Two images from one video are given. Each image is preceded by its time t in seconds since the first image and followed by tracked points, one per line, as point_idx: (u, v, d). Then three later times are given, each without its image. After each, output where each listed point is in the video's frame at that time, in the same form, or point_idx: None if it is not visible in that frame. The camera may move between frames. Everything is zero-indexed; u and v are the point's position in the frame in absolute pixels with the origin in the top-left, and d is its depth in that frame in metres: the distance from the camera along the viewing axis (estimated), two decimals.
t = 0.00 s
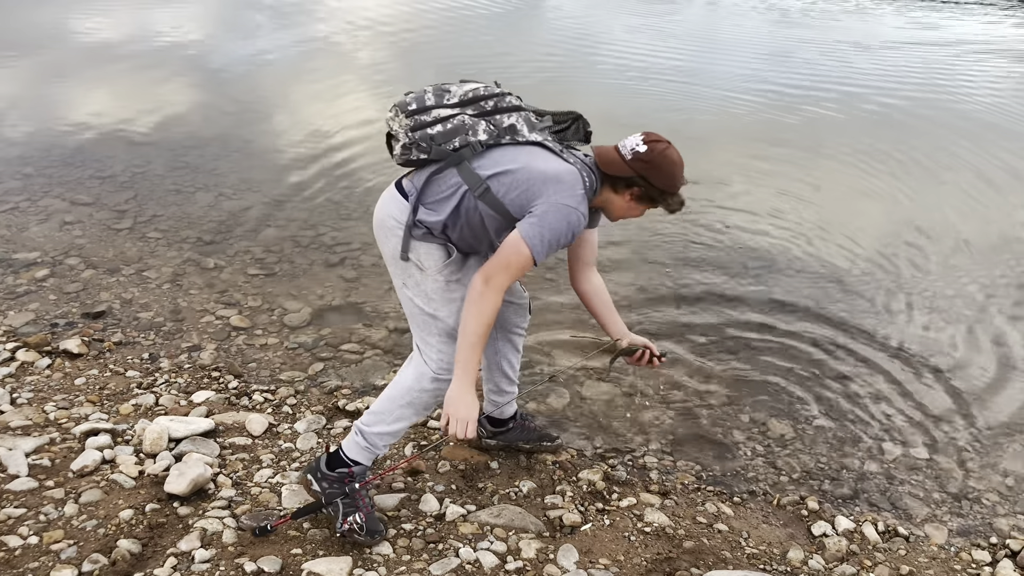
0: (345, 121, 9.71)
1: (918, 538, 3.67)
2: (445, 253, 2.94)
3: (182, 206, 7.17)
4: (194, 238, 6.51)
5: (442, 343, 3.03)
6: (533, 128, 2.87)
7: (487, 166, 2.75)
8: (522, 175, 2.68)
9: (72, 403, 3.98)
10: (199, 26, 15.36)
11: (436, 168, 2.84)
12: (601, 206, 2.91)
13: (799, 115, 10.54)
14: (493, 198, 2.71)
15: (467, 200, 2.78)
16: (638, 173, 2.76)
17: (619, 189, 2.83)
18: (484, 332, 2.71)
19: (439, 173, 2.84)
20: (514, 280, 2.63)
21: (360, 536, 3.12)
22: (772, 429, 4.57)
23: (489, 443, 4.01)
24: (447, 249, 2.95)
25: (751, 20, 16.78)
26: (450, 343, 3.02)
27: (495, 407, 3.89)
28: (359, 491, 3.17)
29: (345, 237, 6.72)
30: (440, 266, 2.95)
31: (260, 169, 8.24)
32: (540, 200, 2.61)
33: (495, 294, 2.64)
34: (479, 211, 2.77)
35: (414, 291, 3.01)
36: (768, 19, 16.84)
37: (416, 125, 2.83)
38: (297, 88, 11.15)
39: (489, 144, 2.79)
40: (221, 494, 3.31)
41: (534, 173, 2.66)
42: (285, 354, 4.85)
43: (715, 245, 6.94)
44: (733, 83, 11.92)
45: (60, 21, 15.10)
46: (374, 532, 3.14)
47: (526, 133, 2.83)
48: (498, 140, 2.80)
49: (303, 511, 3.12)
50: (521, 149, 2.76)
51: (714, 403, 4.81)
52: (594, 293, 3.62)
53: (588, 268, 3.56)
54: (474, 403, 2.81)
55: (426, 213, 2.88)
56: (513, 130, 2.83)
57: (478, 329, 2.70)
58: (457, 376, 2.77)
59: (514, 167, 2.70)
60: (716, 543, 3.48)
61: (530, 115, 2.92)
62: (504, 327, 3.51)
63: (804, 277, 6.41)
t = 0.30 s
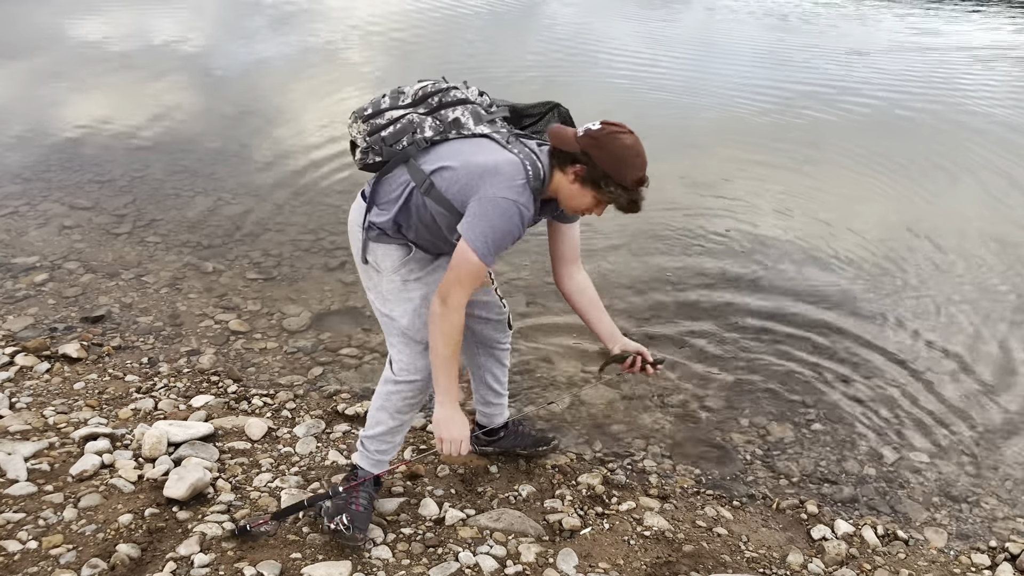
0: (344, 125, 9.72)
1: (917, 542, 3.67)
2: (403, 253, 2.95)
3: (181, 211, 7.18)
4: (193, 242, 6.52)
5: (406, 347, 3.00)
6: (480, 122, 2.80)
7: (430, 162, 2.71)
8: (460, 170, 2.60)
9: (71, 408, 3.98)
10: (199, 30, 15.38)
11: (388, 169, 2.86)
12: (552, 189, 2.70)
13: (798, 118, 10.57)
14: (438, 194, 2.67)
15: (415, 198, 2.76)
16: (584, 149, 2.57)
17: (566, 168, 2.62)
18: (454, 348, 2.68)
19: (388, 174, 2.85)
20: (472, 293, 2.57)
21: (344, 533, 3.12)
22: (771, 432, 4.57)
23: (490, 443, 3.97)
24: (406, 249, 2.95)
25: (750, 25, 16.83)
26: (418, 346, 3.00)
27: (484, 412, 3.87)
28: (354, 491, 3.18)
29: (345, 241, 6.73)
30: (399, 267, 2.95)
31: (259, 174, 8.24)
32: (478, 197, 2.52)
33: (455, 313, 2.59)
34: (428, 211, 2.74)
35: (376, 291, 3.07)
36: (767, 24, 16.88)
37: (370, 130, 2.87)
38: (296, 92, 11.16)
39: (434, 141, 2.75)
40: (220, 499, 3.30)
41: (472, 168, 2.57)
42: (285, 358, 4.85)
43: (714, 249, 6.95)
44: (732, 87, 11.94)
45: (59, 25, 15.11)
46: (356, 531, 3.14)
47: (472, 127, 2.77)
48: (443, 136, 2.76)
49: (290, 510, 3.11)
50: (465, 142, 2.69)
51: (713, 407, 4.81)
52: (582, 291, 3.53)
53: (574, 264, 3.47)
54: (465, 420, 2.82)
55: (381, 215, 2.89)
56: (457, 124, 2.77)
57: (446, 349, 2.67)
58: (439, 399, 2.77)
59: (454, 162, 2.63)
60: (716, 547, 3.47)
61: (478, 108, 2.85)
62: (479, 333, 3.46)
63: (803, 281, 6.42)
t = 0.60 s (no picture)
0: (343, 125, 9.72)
1: (916, 542, 3.68)
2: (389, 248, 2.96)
3: (181, 211, 7.18)
4: (193, 242, 6.52)
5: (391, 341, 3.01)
6: (457, 123, 2.75)
7: (405, 161, 2.72)
8: (427, 172, 2.59)
9: (71, 407, 3.98)
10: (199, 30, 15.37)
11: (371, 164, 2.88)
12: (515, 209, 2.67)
13: (797, 119, 10.57)
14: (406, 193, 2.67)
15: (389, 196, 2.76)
16: (546, 172, 2.53)
17: (528, 189, 2.59)
18: (416, 349, 2.68)
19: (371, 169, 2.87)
20: (428, 297, 2.56)
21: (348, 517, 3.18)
22: (770, 433, 4.58)
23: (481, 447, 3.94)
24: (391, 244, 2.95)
25: (750, 26, 16.84)
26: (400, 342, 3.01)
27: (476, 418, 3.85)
28: (357, 480, 3.25)
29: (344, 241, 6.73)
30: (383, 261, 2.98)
31: (259, 174, 8.25)
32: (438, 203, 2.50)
33: (411, 315, 2.58)
34: (398, 208, 2.75)
35: (366, 285, 3.08)
36: (767, 26, 16.89)
37: (361, 123, 2.92)
38: (296, 92, 11.17)
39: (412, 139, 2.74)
40: (220, 498, 3.31)
41: (436, 172, 2.56)
42: (284, 357, 4.85)
43: (713, 250, 6.96)
44: (732, 88, 11.95)
45: (59, 25, 15.12)
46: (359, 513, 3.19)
47: (449, 128, 2.73)
48: (421, 135, 2.74)
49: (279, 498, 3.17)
50: (439, 145, 2.67)
51: (712, 407, 4.82)
52: (552, 300, 3.45)
53: (546, 272, 3.41)
54: (444, 417, 2.81)
55: (362, 211, 2.90)
56: (434, 125, 2.75)
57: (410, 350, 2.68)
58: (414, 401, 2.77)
59: (422, 164, 2.62)
60: (715, 547, 3.48)
61: (460, 109, 2.80)
62: (465, 334, 3.42)
63: (801, 281, 6.42)
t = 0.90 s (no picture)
0: (346, 123, 9.72)
1: (918, 542, 3.67)
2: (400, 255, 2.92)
3: (183, 208, 7.18)
4: (196, 240, 6.52)
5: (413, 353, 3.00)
6: (449, 108, 2.73)
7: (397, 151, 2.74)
8: (411, 153, 2.61)
9: (73, 404, 3.99)
10: (201, 28, 15.37)
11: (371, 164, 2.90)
12: (507, 184, 2.65)
13: (800, 118, 10.55)
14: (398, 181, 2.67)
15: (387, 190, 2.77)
16: (533, 144, 2.47)
17: (516, 164, 2.55)
18: (390, 308, 2.65)
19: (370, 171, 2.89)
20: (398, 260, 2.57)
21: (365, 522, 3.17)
22: (772, 432, 4.57)
23: (484, 446, 3.93)
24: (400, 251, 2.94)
25: (753, 26, 16.82)
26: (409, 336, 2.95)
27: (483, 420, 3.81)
28: (374, 484, 3.23)
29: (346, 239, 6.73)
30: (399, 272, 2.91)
31: (262, 172, 8.25)
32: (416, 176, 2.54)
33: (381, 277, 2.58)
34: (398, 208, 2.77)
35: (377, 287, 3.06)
36: (770, 26, 16.87)
37: (364, 126, 2.96)
38: (299, 90, 11.17)
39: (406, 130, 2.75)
40: (222, 496, 3.31)
41: (420, 151, 2.58)
42: (287, 355, 4.86)
43: (715, 249, 6.95)
44: (735, 87, 11.94)
45: (62, 22, 15.12)
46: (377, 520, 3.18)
47: (441, 114, 2.72)
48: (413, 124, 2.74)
49: (285, 463, 3.45)
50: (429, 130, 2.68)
51: (714, 406, 4.81)
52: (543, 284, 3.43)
53: (539, 257, 3.38)
54: (424, 373, 2.79)
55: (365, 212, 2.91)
56: (427, 112, 2.73)
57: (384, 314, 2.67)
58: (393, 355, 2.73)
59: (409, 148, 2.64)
60: (716, 546, 3.47)
61: (454, 96, 2.79)
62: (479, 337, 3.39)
63: (804, 281, 6.41)
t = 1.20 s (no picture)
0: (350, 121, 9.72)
1: (921, 542, 3.66)
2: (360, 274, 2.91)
3: (187, 205, 7.19)
4: (199, 237, 6.53)
5: (380, 385, 2.93)
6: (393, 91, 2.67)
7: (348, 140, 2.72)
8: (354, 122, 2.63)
9: (76, 401, 3.99)
10: (206, 26, 15.39)
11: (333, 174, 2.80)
12: (452, 132, 2.55)
13: (805, 117, 10.52)
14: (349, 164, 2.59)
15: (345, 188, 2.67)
16: (467, 79, 2.40)
17: (456, 106, 2.46)
18: (329, 247, 2.63)
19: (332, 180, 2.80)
20: (329, 205, 2.58)
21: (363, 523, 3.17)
22: (776, 431, 4.56)
23: (487, 446, 3.90)
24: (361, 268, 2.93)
25: (757, 25, 16.78)
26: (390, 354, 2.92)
27: (483, 419, 3.74)
28: (377, 484, 3.23)
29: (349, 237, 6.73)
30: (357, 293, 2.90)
31: (265, 169, 8.25)
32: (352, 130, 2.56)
33: (312, 220, 2.59)
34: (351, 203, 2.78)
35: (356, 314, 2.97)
36: (775, 25, 16.82)
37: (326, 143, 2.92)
38: (303, 87, 11.16)
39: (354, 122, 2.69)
40: (224, 493, 3.31)
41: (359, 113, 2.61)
42: (289, 353, 4.86)
43: (719, 248, 6.93)
44: (739, 86, 11.91)
45: (67, 19, 15.14)
46: (375, 524, 3.17)
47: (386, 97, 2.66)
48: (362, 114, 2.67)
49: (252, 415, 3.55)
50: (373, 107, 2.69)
51: (717, 405, 4.80)
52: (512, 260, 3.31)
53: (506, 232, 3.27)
54: (375, 303, 2.69)
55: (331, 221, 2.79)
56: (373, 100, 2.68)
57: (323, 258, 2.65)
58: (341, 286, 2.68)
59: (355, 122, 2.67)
60: (719, 546, 3.46)
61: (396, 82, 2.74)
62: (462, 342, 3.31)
63: (808, 280, 6.39)
